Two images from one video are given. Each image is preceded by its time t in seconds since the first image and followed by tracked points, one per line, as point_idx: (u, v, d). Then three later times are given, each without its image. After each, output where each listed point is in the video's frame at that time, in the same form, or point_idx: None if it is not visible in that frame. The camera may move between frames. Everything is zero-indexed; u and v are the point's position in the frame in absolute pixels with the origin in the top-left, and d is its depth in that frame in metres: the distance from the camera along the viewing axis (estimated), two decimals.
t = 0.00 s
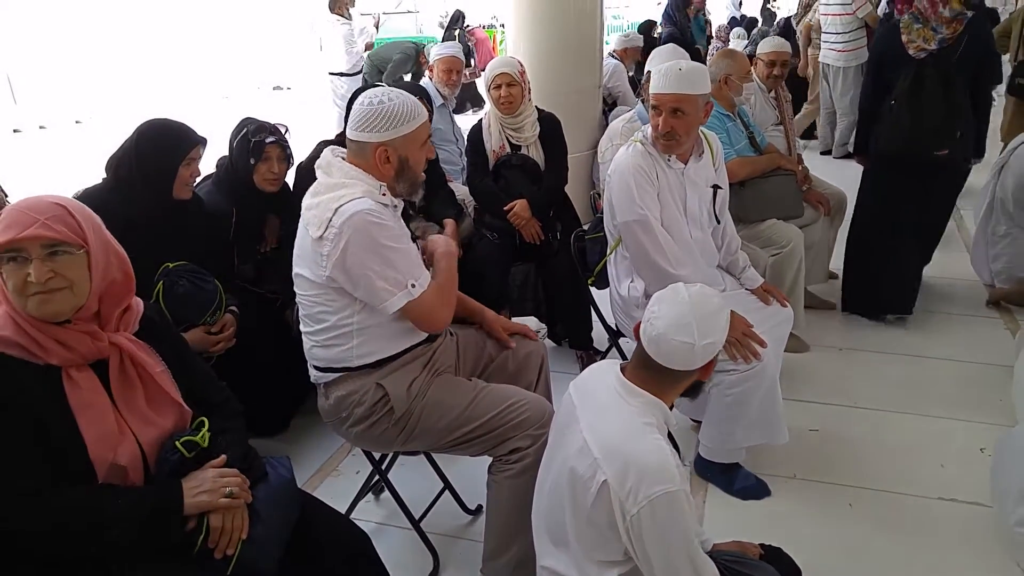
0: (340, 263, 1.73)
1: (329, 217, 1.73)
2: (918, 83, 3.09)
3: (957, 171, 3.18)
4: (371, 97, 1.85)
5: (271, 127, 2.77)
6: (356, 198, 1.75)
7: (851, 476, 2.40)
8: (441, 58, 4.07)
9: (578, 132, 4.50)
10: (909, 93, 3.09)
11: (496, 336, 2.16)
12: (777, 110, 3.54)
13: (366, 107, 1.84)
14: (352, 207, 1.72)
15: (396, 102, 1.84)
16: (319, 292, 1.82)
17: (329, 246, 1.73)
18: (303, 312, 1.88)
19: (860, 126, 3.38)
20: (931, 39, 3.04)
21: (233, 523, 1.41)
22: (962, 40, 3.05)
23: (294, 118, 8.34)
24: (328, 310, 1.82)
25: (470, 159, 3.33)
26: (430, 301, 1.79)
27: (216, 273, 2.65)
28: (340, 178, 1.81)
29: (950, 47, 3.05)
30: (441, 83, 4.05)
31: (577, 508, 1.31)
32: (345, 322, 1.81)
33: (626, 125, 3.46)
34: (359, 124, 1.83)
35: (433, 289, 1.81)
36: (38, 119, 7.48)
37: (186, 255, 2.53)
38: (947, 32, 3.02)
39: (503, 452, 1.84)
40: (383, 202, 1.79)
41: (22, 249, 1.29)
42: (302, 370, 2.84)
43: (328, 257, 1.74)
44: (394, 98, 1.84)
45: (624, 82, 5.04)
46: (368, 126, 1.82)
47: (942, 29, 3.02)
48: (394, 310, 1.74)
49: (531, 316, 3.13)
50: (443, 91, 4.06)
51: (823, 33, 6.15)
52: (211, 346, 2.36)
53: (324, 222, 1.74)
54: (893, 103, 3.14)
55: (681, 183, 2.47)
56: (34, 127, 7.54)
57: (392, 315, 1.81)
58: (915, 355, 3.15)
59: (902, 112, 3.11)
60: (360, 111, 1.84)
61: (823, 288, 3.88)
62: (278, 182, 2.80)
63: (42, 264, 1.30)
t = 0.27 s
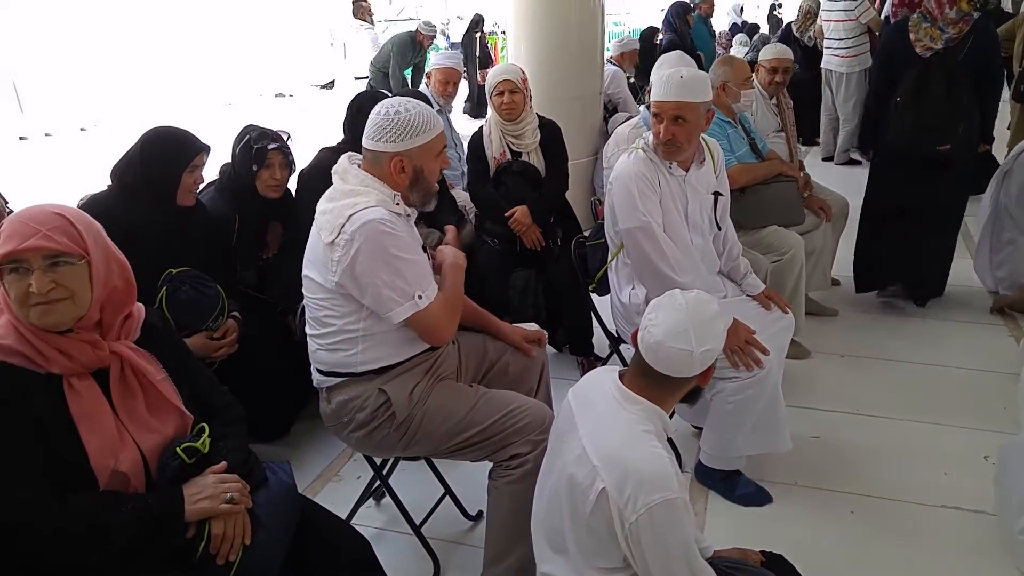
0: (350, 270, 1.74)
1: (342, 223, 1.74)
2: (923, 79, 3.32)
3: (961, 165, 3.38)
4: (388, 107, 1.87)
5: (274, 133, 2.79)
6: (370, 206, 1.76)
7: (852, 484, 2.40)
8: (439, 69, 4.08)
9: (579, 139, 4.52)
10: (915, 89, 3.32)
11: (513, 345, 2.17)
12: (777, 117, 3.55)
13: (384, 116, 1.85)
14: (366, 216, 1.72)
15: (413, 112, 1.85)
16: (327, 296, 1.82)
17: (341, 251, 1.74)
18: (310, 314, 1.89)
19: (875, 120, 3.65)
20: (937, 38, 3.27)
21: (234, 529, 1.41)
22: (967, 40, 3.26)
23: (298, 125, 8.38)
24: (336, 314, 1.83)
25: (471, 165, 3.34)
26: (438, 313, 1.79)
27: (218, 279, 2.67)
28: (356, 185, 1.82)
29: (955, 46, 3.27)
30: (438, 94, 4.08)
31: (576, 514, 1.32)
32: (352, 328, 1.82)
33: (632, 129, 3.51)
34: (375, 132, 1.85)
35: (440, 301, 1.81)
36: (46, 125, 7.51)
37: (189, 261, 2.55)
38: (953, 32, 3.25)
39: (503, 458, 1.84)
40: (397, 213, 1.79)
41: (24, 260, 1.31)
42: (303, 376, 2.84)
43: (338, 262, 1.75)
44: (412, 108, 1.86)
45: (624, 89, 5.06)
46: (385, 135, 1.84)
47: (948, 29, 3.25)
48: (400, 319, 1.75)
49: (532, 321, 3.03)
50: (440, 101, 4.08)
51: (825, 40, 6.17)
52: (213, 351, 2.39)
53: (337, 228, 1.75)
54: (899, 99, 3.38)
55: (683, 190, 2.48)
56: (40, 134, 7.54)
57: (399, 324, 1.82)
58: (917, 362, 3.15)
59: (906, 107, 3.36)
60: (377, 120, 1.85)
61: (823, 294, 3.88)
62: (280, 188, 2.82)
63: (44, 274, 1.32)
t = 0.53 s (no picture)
0: (361, 273, 1.74)
1: (355, 227, 1.74)
2: (922, 77, 3.53)
3: (961, 158, 3.58)
4: (404, 112, 1.87)
5: (275, 136, 2.78)
6: (384, 211, 1.76)
7: (854, 485, 2.40)
8: (432, 74, 4.09)
9: (580, 140, 4.52)
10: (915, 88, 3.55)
11: (519, 348, 2.17)
12: (778, 118, 3.55)
13: (399, 122, 1.85)
14: (380, 220, 1.73)
15: (428, 118, 1.85)
16: (335, 297, 1.83)
17: (354, 254, 1.74)
18: (318, 314, 1.90)
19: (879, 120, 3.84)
20: (933, 36, 3.43)
21: (238, 531, 1.41)
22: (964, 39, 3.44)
23: (300, 128, 8.40)
24: (344, 316, 1.83)
25: (472, 167, 3.35)
26: (446, 319, 1.80)
27: (220, 281, 2.68)
28: (371, 189, 1.83)
29: (953, 44, 3.45)
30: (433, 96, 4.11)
31: (578, 516, 1.32)
32: (360, 331, 1.82)
33: (637, 129, 3.52)
34: (391, 138, 1.85)
35: (448, 308, 1.82)
36: (47, 129, 7.72)
37: (191, 263, 2.56)
38: (949, 30, 3.40)
39: (505, 459, 1.84)
40: (410, 219, 1.79)
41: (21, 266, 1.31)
42: (304, 377, 2.85)
43: (350, 265, 1.75)
44: (427, 114, 1.86)
45: (625, 90, 5.06)
46: (401, 141, 1.83)
47: (944, 27, 3.39)
48: (409, 324, 1.75)
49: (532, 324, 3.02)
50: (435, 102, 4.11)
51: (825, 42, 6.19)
52: (214, 354, 2.36)
53: (350, 231, 1.75)
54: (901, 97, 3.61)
55: (684, 193, 2.48)
56: (42, 137, 7.63)
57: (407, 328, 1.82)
58: (918, 362, 3.15)
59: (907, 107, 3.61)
60: (394, 126, 1.85)
61: (824, 295, 3.89)
62: (282, 191, 2.83)
63: (41, 280, 1.32)
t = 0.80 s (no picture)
0: (373, 277, 1.73)
1: (368, 230, 1.73)
2: (908, 78, 3.66)
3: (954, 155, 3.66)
4: (417, 116, 1.87)
5: (276, 138, 2.83)
6: (397, 215, 1.74)
7: (857, 488, 2.39)
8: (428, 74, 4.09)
9: (582, 142, 4.52)
10: (900, 89, 3.68)
11: (522, 351, 2.16)
12: (782, 120, 3.55)
13: (413, 126, 1.85)
14: (393, 224, 1.71)
15: (441, 122, 1.85)
16: (345, 299, 1.82)
17: (366, 258, 1.73)
18: (325, 313, 1.89)
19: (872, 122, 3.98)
20: (917, 38, 3.55)
21: (240, 532, 1.41)
22: (950, 38, 3.54)
23: (302, 129, 8.41)
24: (353, 319, 1.82)
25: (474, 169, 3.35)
26: (455, 325, 1.79)
27: (222, 282, 2.68)
28: (384, 193, 1.81)
29: (939, 44, 3.56)
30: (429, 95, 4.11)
31: (581, 518, 1.31)
32: (368, 333, 1.81)
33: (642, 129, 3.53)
34: (405, 142, 1.84)
35: (457, 314, 1.81)
36: (50, 131, 7.81)
37: (193, 264, 2.56)
38: (935, 31, 3.51)
39: (507, 461, 1.83)
40: (422, 223, 1.78)
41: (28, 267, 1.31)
42: (306, 379, 2.85)
43: (362, 268, 1.74)
44: (439, 118, 1.86)
45: (627, 92, 5.06)
46: (415, 146, 1.83)
47: (929, 29, 3.52)
48: (420, 328, 1.75)
49: (535, 325, 3.03)
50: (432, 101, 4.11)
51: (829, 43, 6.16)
52: (216, 356, 2.34)
53: (363, 234, 1.73)
54: (889, 98, 3.74)
55: (686, 195, 2.48)
56: (45, 139, 7.73)
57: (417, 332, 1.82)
58: (922, 365, 3.14)
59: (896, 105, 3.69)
60: (407, 130, 1.85)
61: (827, 297, 3.88)
62: (282, 193, 2.84)
63: (48, 282, 1.32)
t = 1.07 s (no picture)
0: (389, 280, 1.72)
1: (384, 233, 1.72)
2: (902, 70, 3.91)
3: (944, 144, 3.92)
4: (431, 119, 1.86)
5: (276, 138, 2.83)
6: (413, 218, 1.74)
7: (861, 489, 2.38)
8: (425, 67, 4.12)
9: (584, 143, 4.52)
10: (895, 80, 3.93)
11: (526, 353, 2.16)
12: (784, 121, 3.55)
13: (427, 129, 1.85)
14: (410, 228, 1.70)
15: (455, 125, 1.85)
16: (356, 301, 1.81)
17: (381, 261, 1.72)
18: (334, 311, 1.88)
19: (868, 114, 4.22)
20: (911, 32, 3.82)
21: (243, 534, 1.41)
22: (941, 33, 3.80)
23: (305, 131, 8.43)
24: (365, 320, 1.81)
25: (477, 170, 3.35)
26: (470, 328, 1.80)
27: (224, 284, 2.68)
28: (399, 196, 1.81)
29: (931, 39, 3.82)
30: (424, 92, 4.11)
31: (585, 519, 1.31)
32: (380, 335, 1.81)
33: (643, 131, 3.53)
34: (419, 146, 1.84)
35: (473, 317, 1.81)
36: (52, 134, 8.00)
37: (196, 265, 2.57)
38: (926, 26, 3.77)
39: (511, 462, 1.83)
40: (437, 227, 1.78)
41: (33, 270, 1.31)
42: (308, 380, 2.85)
43: (376, 271, 1.73)
44: (453, 121, 1.86)
45: (629, 93, 5.06)
46: (430, 149, 1.83)
47: (921, 24, 3.78)
48: (434, 330, 1.75)
49: (537, 326, 3.04)
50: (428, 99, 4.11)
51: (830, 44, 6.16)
52: (220, 356, 2.38)
53: (379, 237, 1.72)
54: (885, 89, 3.99)
55: (690, 196, 2.48)
56: (48, 141, 7.90)
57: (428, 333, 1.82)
58: (925, 365, 3.13)
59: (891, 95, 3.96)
60: (418, 133, 1.84)
61: (829, 297, 3.88)
62: (283, 194, 2.84)
63: (53, 284, 1.32)
